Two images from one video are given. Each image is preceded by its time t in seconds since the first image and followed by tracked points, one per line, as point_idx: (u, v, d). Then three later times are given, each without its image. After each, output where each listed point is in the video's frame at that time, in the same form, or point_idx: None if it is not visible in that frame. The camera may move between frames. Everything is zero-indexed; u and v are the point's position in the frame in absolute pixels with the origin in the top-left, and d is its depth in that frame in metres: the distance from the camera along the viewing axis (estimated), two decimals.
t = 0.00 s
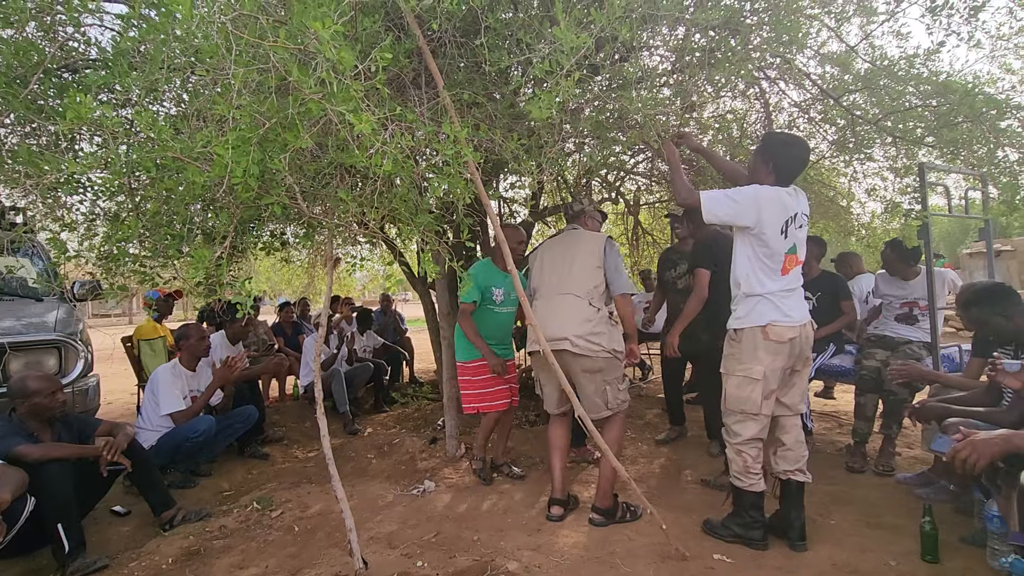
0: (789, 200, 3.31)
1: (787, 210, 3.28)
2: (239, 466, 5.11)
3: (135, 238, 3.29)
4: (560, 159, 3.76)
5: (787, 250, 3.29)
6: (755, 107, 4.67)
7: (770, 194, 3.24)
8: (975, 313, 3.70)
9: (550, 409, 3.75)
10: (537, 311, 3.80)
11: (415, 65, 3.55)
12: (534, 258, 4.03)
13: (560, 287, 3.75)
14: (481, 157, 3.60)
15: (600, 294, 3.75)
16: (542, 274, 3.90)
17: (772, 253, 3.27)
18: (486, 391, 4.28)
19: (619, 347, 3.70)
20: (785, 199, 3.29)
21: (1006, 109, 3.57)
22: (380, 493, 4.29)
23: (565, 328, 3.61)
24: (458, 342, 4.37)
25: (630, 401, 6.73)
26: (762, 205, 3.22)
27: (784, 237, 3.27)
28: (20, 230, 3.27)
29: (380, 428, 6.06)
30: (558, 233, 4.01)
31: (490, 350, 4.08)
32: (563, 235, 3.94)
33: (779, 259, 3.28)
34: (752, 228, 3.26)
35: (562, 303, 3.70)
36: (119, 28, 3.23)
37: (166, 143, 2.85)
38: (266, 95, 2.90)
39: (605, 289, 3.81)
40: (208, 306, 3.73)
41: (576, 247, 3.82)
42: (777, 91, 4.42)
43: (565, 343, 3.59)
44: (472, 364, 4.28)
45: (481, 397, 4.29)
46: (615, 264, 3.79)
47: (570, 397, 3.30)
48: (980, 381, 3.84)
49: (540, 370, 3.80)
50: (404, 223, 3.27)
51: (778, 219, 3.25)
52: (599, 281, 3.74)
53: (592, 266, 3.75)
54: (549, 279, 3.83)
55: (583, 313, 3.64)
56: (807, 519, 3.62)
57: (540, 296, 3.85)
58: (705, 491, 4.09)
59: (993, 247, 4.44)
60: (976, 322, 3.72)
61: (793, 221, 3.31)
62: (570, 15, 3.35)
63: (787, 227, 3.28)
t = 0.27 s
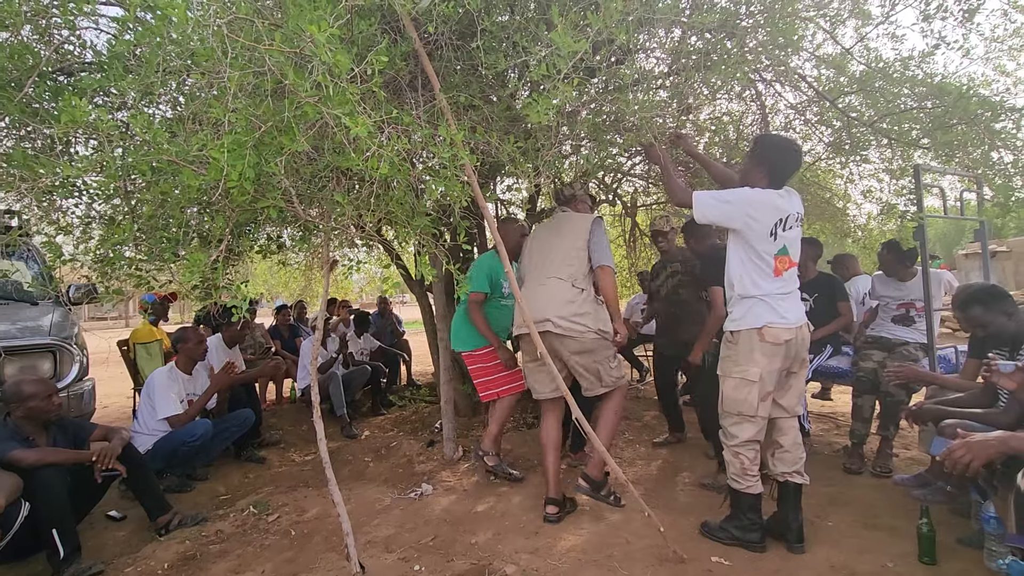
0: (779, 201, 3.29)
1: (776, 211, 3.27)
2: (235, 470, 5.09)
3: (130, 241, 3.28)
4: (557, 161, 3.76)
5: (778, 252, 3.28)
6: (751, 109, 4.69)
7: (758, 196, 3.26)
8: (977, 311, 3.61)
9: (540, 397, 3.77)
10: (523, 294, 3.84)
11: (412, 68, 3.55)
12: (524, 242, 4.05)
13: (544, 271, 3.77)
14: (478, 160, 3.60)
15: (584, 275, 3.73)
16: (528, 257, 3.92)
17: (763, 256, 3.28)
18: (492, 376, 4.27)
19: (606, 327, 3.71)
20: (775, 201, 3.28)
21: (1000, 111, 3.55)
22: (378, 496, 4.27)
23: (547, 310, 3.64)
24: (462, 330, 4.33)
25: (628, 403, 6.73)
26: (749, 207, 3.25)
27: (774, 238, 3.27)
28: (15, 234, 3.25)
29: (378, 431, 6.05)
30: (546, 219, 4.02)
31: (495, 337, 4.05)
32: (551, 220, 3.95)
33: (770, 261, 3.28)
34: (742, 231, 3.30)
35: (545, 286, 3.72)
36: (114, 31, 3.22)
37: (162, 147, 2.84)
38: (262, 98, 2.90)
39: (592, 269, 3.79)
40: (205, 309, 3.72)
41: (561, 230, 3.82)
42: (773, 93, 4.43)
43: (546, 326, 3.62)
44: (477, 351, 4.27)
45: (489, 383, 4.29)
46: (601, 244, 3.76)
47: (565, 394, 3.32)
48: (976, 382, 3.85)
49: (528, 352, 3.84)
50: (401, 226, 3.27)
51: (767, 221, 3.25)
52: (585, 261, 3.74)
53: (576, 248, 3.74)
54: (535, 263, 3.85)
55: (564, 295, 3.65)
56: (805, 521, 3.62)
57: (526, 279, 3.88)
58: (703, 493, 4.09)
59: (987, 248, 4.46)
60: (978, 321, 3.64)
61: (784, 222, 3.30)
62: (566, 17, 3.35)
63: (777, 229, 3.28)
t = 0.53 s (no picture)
0: (762, 203, 3.28)
1: (759, 213, 3.27)
2: (232, 473, 5.08)
3: (126, 244, 3.27)
4: (553, 163, 3.76)
5: (763, 254, 3.28)
6: (747, 111, 4.70)
7: (741, 199, 3.27)
8: (980, 307, 3.50)
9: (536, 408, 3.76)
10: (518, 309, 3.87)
11: (408, 70, 3.55)
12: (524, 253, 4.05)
13: (537, 286, 3.77)
14: (474, 162, 3.60)
15: (578, 291, 3.71)
16: (526, 270, 3.93)
17: (749, 258, 3.29)
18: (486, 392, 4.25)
19: (600, 344, 3.70)
20: (759, 202, 3.28)
21: (994, 113, 3.59)
22: (375, 499, 4.26)
23: (538, 327, 3.66)
24: (457, 343, 4.28)
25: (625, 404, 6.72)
26: (731, 211, 3.28)
27: (758, 240, 3.28)
28: (9, 237, 3.24)
29: (375, 433, 6.04)
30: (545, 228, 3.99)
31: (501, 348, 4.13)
32: (550, 231, 3.92)
33: (755, 263, 3.29)
34: (727, 234, 3.34)
35: (538, 303, 3.73)
36: (109, 33, 3.21)
37: (157, 149, 2.83)
38: (258, 101, 2.90)
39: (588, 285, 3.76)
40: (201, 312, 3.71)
41: (558, 244, 3.79)
42: (768, 94, 4.44)
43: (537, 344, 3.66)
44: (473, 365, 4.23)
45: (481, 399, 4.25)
46: (598, 259, 3.71)
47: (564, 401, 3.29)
48: (971, 382, 3.87)
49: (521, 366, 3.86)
50: (397, 228, 3.27)
51: (749, 223, 3.27)
52: (580, 277, 3.72)
53: (570, 263, 3.72)
54: (530, 277, 3.85)
55: (556, 312, 3.66)
56: (802, 522, 3.62)
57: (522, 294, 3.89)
58: (700, 495, 4.09)
59: (983, 248, 4.46)
60: (980, 317, 3.50)
61: (769, 224, 3.29)
62: (561, 19, 3.35)
63: (761, 231, 3.28)
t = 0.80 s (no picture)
0: (752, 204, 3.29)
1: (750, 215, 3.28)
2: (229, 475, 5.06)
3: (122, 245, 3.26)
4: (550, 163, 3.76)
5: (754, 255, 3.29)
6: (743, 112, 4.71)
7: (732, 201, 3.28)
8: (982, 307, 3.47)
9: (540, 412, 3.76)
10: (529, 312, 3.80)
11: (405, 70, 3.54)
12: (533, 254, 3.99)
13: (551, 291, 3.74)
14: (471, 163, 3.60)
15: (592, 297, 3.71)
16: (537, 273, 3.87)
17: (739, 260, 3.30)
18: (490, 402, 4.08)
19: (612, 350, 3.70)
20: (749, 204, 3.29)
21: (990, 113, 3.58)
22: (372, 500, 4.26)
23: (553, 332, 3.62)
24: (459, 350, 4.09)
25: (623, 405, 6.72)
26: (722, 213, 3.27)
27: (749, 241, 3.29)
28: (4, 238, 3.23)
29: (372, 434, 6.04)
30: (555, 231, 3.95)
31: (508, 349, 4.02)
32: (561, 233, 3.89)
33: (746, 265, 3.30)
34: (718, 236, 3.33)
35: (553, 307, 3.68)
36: (104, 34, 3.20)
37: (152, 150, 2.82)
38: (254, 101, 2.89)
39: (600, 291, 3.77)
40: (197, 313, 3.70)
41: (573, 248, 3.77)
42: (764, 95, 4.45)
43: (552, 349, 3.61)
44: (478, 373, 4.06)
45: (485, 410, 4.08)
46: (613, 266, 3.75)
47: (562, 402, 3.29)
48: (967, 382, 3.87)
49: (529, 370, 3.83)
50: (394, 228, 3.26)
51: (740, 225, 3.27)
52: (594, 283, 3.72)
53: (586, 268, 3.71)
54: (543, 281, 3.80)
55: (572, 317, 3.63)
56: (799, 521, 3.62)
57: (533, 297, 3.84)
58: (697, 495, 4.09)
59: (978, 248, 4.44)
60: (979, 317, 3.48)
61: (760, 225, 3.30)
62: (558, 20, 3.35)
63: (752, 232, 3.28)
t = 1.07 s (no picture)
0: (744, 205, 3.30)
1: (742, 215, 3.29)
2: (227, 475, 5.05)
3: (120, 244, 3.25)
4: (549, 163, 3.76)
5: (747, 256, 3.30)
6: (742, 111, 4.71)
7: (723, 202, 3.30)
8: (981, 307, 3.46)
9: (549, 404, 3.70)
10: (544, 301, 3.74)
11: (403, 70, 3.54)
12: (543, 243, 3.93)
13: (569, 280, 3.71)
14: (469, 162, 3.60)
15: (608, 288, 3.73)
16: (550, 261, 3.82)
17: (732, 261, 3.32)
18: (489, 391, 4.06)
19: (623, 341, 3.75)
20: (740, 205, 3.30)
21: (988, 113, 3.59)
22: (371, 500, 4.25)
23: (574, 323, 3.59)
24: (463, 337, 4.04)
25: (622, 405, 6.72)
26: (714, 214, 3.30)
27: (741, 242, 3.30)
28: (2, 238, 3.22)
29: (371, 434, 6.03)
30: (565, 220, 3.93)
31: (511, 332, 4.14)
32: (573, 223, 3.86)
33: (739, 266, 3.31)
34: (711, 237, 3.36)
35: (573, 297, 3.66)
36: (103, 33, 3.20)
37: (150, 149, 2.81)
38: (252, 100, 2.89)
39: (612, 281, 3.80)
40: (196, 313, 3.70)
41: (588, 238, 3.77)
42: (763, 95, 4.46)
43: (573, 340, 3.58)
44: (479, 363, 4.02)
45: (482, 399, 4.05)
46: (626, 258, 3.80)
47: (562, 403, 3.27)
48: (966, 381, 3.86)
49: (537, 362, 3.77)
50: (393, 228, 3.26)
51: (732, 226, 3.28)
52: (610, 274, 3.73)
53: (602, 259, 3.73)
54: (558, 270, 3.77)
55: (592, 308, 3.63)
56: (798, 521, 3.62)
57: (548, 285, 3.78)
58: (696, 494, 4.09)
59: (977, 248, 4.45)
60: (979, 317, 3.48)
61: (752, 226, 3.30)
62: (557, 20, 3.35)
63: (744, 233, 3.29)
